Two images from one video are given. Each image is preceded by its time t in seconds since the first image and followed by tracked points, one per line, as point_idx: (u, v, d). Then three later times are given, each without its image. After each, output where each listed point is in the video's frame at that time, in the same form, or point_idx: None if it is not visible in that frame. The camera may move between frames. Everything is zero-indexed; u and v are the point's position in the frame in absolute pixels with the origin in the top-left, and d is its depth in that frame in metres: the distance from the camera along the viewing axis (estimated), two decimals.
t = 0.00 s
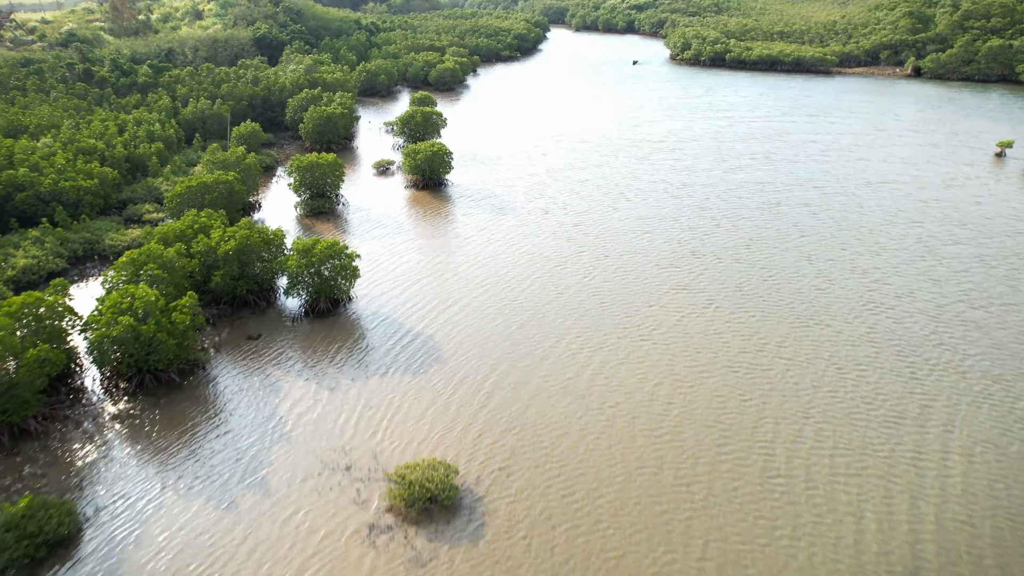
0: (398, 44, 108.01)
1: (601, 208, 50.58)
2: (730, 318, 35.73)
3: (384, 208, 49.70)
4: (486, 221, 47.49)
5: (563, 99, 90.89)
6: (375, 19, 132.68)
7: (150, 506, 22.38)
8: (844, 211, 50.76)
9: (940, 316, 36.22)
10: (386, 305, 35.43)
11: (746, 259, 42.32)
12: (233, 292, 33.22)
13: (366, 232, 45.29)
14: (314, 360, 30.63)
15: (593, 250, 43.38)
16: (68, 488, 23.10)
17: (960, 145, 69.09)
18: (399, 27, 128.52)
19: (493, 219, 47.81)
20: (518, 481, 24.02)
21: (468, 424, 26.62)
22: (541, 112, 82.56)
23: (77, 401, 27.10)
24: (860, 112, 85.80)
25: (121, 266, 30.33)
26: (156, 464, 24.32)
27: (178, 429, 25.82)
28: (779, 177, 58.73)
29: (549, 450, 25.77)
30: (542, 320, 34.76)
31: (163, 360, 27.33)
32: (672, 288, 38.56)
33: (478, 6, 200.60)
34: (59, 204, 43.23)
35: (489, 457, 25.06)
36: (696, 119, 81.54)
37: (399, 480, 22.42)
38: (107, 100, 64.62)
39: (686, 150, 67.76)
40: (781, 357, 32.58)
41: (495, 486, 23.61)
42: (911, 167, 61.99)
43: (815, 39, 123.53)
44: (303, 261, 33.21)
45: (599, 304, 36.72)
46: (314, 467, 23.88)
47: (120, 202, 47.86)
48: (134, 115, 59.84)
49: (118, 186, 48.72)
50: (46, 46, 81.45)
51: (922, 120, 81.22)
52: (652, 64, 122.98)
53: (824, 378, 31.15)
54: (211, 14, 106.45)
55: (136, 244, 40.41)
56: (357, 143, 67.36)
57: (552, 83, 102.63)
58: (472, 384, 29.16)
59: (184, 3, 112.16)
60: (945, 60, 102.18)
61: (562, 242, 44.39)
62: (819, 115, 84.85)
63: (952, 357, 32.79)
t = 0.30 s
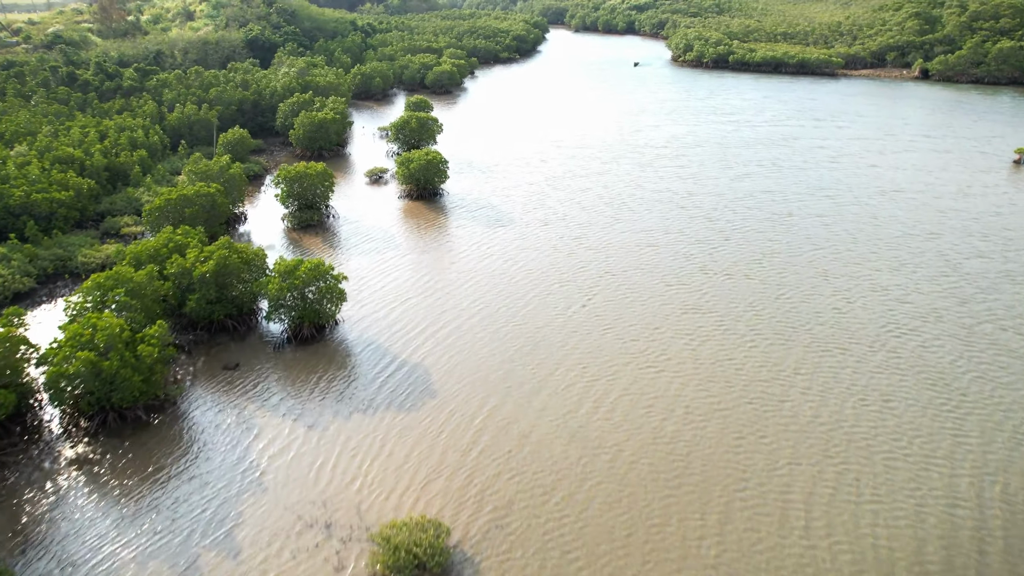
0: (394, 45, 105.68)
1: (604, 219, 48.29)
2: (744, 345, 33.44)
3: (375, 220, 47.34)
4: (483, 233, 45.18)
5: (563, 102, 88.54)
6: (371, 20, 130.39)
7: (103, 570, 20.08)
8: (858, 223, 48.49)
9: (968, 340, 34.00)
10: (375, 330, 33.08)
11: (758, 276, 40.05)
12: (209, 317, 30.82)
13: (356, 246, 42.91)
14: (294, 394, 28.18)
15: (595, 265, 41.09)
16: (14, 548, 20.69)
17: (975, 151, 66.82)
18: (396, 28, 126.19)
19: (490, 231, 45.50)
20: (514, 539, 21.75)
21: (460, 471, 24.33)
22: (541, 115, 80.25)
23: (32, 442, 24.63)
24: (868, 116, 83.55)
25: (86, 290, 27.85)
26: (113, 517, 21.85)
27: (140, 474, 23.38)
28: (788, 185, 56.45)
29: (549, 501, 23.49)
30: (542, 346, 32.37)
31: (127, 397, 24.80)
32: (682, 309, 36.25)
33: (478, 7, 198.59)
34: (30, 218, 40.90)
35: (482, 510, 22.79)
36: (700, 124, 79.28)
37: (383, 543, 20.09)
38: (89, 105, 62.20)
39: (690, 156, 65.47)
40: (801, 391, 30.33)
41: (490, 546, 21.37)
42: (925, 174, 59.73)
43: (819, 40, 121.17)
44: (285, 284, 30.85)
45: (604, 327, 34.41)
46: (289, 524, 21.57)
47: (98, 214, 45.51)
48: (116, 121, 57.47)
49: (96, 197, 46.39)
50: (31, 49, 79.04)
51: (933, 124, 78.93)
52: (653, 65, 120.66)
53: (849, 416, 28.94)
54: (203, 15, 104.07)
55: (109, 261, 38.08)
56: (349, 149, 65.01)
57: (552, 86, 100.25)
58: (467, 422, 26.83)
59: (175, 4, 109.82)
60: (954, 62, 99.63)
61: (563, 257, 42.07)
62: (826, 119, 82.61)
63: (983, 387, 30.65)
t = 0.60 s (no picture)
0: (391, 47, 103.31)
1: (607, 231, 45.93)
2: (760, 374, 31.18)
3: (367, 233, 44.99)
4: (479, 247, 42.87)
5: (563, 106, 86.18)
6: (367, 21, 128.01)
7: None
8: (875, 235, 46.16)
9: (1000, 367, 31.73)
10: (361, 358, 30.71)
11: (772, 295, 37.74)
12: (181, 346, 28.41)
13: (346, 262, 40.57)
14: (271, 433, 25.74)
15: (599, 282, 38.77)
16: None
17: (991, 158, 64.50)
18: (392, 29, 123.78)
19: (487, 245, 43.16)
20: None
21: (449, 526, 22.04)
22: (540, 120, 77.90)
23: None
24: (877, 120, 81.25)
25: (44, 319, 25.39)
26: None
27: (96, 532, 20.98)
28: (799, 194, 54.18)
29: (547, 560, 21.23)
30: (542, 377, 30.08)
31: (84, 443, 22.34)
32: (691, 333, 33.97)
33: (476, 8, 196.22)
34: None
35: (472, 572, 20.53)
36: (704, 128, 76.98)
37: None
38: (70, 110, 59.79)
39: (695, 162, 63.16)
40: (824, 427, 28.05)
41: None
42: (941, 182, 57.45)
43: (823, 42, 118.84)
44: (264, 310, 28.44)
45: (608, 353, 32.10)
46: None
47: (74, 227, 43.16)
48: (97, 127, 55.11)
49: (72, 210, 44.05)
50: (14, 51, 76.58)
51: (945, 129, 76.62)
52: (655, 67, 118.34)
53: (876, 455, 26.69)
54: (195, 16, 101.67)
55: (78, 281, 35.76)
56: (342, 156, 62.63)
57: (552, 89, 97.88)
58: (458, 466, 24.50)
59: (167, 5, 107.38)
60: (964, 64, 97.33)
61: (564, 273, 39.75)
62: (834, 123, 80.31)
63: (1020, 421, 28.38)
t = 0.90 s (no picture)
0: (387, 49, 100.89)
1: (612, 245, 43.57)
2: (781, 408, 28.80)
3: (358, 247, 42.61)
4: (477, 263, 40.54)
5: (564, 110, 83.81)
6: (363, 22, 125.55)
7: None
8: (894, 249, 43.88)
9: None
10: (347, 391, 28.28)
11: (788, 316, 35.43)
12: (149, 382, 25.92)
13: (334, 280, 38.18)
14: (245, 482, 23.27)
15: (604, 302, 36.44)
16: None
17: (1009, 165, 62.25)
18: (389, 31, 121.31)
19: (485, 261, 40.80)
20: None
21: None
22: (540, 124, 75.55)
23: None
24: (887, 125, 78.97)
25: None
26: None
27: None
28: (811, 204, 51.91)
29: None
30: (542, 412, 27.70)
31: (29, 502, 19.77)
32: (705, 359, 31.67)
33: (474, 9, 193.77)
34: None
35: None
36: (710, 133, 74.65)
37: None
38: (50, 115, 57.31)
39: (701, 170, 60.83)
40: (853, 469, 25.69)
41: None
42: (958, 191, 55.23)
43: (829, 43, 116.51)
44: (240, 341, 25.96)
45: (615, 384, 29.74)
46: None
47: (47, 242, 40.78)
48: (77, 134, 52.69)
49: (45, 223, 41.64)
50: None
51: (958, 134, 74.25)
52: (657, 69, 115.98)
53: (913, 503, 24.32)
54: (186, 17, 99.17)
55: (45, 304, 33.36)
56: (334, 163, 60.24)
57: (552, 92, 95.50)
58: (449, 520, 22.16)
59: (158, 6, 104.83)
60: (974, 67, 95.05)
61: (567, 291, 37.41)
62: (843, 128, 78.01)
63: None
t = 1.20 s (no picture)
0: (383, 51, 98.39)
1: (617, 262, 41.13)
2: (804, 449, 26.34)
3: (348, 265, 40.15)
4: (473, 281, 38.12)
5: (565, 114, 81.33)
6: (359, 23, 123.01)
7: None
8: (914, 266, 41.43)
9: None
10: (329, 431, 25.82)
11: (807, 342, 33.05)
12: (110, 426, 23.50)
13: (321, 301, 35.76)
14: (212, 544, 20.87)
15: (609, 326, 34.02)
16: None
17: None
18: (385, 32, 118.78)
19: (482, 280, 38.34)
20: None
21: None
22: (541, 129, 73.09)
23: None
24: (898, 130, 76.54)
25: None
26: None
27: None
28: (824, 216, 49.52)
29: None
30: (541, 457, 25.28)
31: None
32: (719, 392, 29.26)
33: (473, 10, 191.31)
34: None
35: None
36: (716, 139, 72.23)
37: None
38: (28, 122, 54.87)
39: (708, 178, 58.40)
40: (889, 522, 23.22)
41: None
42: (978, 201, 52.82)
43: (835, 45, 114.01)
44: (211, 381, 23.49)
45: (622, 422, 27.29)
46: None
47: (16, 259, 38.38)
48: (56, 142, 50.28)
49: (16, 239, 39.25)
50: None
51: (972, 139, 71.85)
52: (660, 71, 113.50)
53: (957, 564, 21.86)
54: (177, 19, 96.63)
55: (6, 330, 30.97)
56: (326, 171, 57.78)
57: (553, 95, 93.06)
58: None
59: (149, 7, 102.32)
60: (985, 69, 92.64)
61: (569, 314, 34.98)
62: (852, 133, 75.57)
63: None
